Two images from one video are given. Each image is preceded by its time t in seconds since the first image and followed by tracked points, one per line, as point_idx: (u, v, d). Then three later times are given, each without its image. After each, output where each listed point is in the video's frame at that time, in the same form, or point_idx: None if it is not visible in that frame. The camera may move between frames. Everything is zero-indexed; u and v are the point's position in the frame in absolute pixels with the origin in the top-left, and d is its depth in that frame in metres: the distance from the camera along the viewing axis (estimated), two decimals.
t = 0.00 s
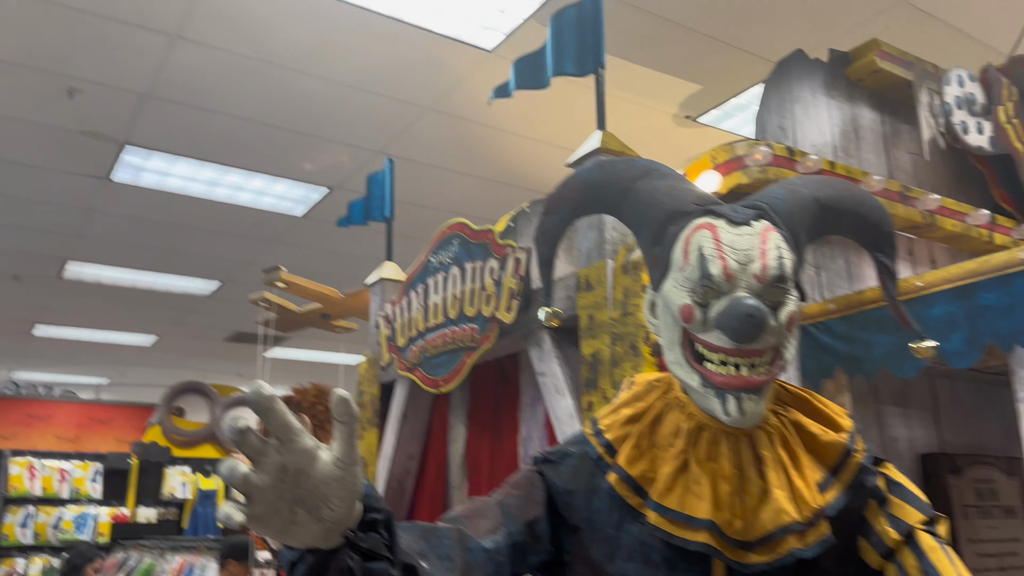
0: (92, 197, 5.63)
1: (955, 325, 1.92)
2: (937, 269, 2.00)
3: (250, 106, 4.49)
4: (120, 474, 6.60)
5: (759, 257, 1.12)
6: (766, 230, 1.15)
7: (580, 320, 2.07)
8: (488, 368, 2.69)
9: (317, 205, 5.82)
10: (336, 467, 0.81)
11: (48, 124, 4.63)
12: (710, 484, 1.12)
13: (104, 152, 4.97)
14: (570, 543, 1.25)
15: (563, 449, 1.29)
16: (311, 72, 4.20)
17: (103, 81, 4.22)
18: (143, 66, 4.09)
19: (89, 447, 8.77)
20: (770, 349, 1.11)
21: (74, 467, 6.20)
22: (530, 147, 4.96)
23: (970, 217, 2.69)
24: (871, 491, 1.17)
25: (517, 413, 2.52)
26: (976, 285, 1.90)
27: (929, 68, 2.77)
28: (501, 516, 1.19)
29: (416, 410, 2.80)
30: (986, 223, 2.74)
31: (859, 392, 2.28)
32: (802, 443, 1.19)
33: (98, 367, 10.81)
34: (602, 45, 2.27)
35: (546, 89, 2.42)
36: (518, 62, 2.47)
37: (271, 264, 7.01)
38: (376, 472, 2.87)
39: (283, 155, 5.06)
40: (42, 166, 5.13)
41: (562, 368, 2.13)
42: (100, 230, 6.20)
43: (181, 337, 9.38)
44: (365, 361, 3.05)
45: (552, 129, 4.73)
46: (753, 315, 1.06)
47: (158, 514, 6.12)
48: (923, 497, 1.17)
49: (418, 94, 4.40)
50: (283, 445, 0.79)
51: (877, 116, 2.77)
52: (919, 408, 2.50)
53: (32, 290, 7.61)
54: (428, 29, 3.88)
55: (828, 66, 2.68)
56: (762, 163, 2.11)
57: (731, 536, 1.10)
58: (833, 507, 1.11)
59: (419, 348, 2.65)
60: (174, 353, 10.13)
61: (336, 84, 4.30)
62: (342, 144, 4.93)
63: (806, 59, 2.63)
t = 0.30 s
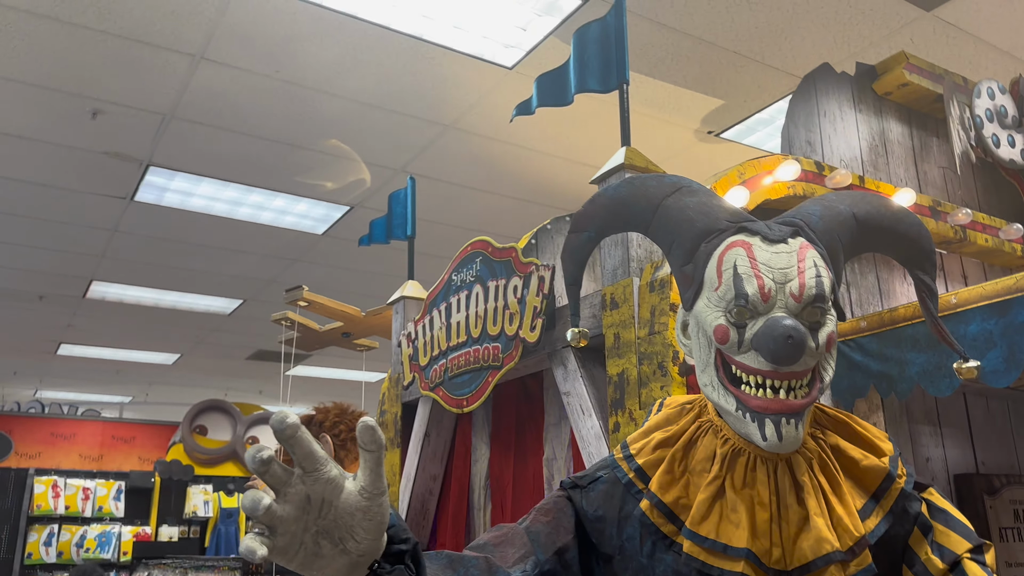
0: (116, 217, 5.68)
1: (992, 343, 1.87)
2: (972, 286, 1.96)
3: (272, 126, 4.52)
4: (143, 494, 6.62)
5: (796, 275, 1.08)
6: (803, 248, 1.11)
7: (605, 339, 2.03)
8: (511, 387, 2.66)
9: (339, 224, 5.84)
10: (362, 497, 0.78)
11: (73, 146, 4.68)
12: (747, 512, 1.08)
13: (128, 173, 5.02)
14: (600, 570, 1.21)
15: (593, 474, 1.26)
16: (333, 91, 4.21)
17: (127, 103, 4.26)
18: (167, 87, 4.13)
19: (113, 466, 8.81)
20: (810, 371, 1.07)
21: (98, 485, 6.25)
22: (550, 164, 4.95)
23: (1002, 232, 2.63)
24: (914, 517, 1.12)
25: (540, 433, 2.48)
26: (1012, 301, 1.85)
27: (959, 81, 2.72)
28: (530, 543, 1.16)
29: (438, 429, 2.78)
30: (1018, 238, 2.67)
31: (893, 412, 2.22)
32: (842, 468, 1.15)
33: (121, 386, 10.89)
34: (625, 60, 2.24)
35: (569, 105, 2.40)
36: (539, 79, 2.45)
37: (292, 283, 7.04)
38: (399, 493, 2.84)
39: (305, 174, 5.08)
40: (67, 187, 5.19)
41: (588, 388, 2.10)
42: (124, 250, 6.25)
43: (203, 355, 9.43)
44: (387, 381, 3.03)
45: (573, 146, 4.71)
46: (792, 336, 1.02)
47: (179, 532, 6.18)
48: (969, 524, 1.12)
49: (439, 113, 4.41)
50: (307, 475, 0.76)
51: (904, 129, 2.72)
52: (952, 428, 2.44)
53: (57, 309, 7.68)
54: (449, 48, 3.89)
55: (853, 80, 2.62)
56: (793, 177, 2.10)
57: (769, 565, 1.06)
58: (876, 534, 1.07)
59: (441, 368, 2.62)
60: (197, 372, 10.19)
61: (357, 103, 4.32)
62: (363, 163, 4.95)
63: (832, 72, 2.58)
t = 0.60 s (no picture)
0: (119, 228, 5.71)
1: (989, 347, 1.87)
2: (968, 289, 1.96)
3: (273, 136, 4.54)
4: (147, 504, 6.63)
5: (786, 279, 1.09)
6: (792, 252, 1.12)
7: (603, 345, 2.04)
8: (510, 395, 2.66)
9: (341, 233, 5.85)
10: (348, 505, 0.82)
11: (76, 157, 4.71)
12: (739, 516, 1.08)
13: (131, 184, 5.04)
14: None
15: (587, 479, 1.26)
16: (333, 101, 4.24)
17: (129, 114, 4.29)
18: (168, 97, 4.16)
19: (118, 477, 8.83)
20: (800, 375, 1.08)
21: (102, 496, 6.19)
22: (551, 172, 4.96)
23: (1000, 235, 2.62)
24: (907, 520, 1.12)
25: (540, 441, 2.49)
26: (1008, 305, 1.85)
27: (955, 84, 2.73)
28: (524, 549, 1.16)
29: (439, 436, 2.77)
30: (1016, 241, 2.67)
31: (892, 416, 2.22)
32: (834, 472, 1.15)
33: (127, 397, 10.91)
34: (621, 67, 2.25)
35: (566, 112, 2.41)
36: (537, 87, 2.46)
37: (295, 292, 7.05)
38: (399, 501, 2.84)
39: (306, 184, 5.10)
40: (70, 198, 5.21)
41: (586, 394, 2.10)
42: (127, 260, 6.28)
43: (207, 365, 9.45)
44: (388, 389, 3.03)
45: (574, 153, 4.72)
46: (781, 340, 1.03)
47: (185, 542, 6.25)
48: (961, 527, 1.13)
49: (439, 121, 4.42)
50: (295, 482, 0.82)
51: (900, 134, 2.78)
52: (952, 432, 2.45)
53: (62, 320, 7.71)
54: (448, 56, 3.90)
55: (850, 84, 2.63)
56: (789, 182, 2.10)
57: (761, 569, 1.06)
58: (869, 538, 1.07)
59: (441, 375, 2.63)
60: (201, 382, 10.20)
61: (357, 112, 4.33)
62: (364, 172, 4.96)
63: (829, 78, 2.60)
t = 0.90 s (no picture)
0: (117, 244, 5.75)
1: (961, 358, 1.90)
2: (941, 301, 1.99)
3: (266, 152, 4.58)
4: (147, 517, 6.67)
5: (737, 300, 1.12)
6: (745, 274, 1.15)
7: (582, 359, 2.06)
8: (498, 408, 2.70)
9: (336, 246, 5.89)
10: (297, 524, 1.19)
11: (72, 175, 4.76)
12: (696, 531, 1.11)
13: (127, 200, 5.09)
14: None
15: (553, 495, 1.29)
16: (326, 117, 4.28)
17: (124, 132, 4.34)
18: (162, 115, 4.20)
19: (119, 490, 8.86)
20: (753, 393, 1.11)
21: (104, 509, 6.24)
22: (543, 183, 4.99)
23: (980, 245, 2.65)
24: (861, 534, 1.15)
25: (523, 454, 2.52)
26: (980, 317, 1.88)
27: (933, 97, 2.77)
28: (489, 565, 1.19)
29: (427, 450, 2.79)
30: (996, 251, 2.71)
31: (871, 427, 2.25)
32: (790, 486, 1.18)
33: (127, 410, 10.94)
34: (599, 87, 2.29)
35: (547, 130, 2.45)
36: (518, 105, 2.50)
37: (292, 305, 7.09)
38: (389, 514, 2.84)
39: (301, 198, 5.14)
40: (67, 215, 5.26)
41: (566, 408, 2.13)
42: (125, 275, 6.32)
43: (207, 378, 9.48)
44: (377, 403, 3.07)
45: (565, 165, 4.76)
46: (730, 360, 1.06)
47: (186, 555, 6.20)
48: (915, 540, 1.16)
49: (430, 135, 4.46)
50: (255, 507, 1.19)
51: (880, 146, 2.77)
52: (933, 441, 2.47)
53: (61, 335, 7.75)
54: (438, 72, 3.95)
55: (828, 99, 2.66)
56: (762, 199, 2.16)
57: None
58: (822, 552, 1.10)
59: (428, 390, 2.66)
60: (201, 394, 10.23)
61: (350, 127, 4.38)
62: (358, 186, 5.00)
63: (807, 93, 2.63)
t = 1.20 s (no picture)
0: (121, 256, 5.83)
1: (932, 360, 1.92)
2: (912, 303, 2.02)
3: (264, 164, 4.65)
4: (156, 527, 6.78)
5: (681, 306, 1.15)
6: (690, 280, 1.19)
7: (560, 364, 2.10)
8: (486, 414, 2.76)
9: (337, 255, 5.95)
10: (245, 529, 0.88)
11: (75, 190, 4.84)
12: (644, 531, 1.15)
13: (129, 213, 5.16)
14: None
15: (513, 498, 1.33)
16: (321, 129, 4.34)
17: (124, 146, 4.41)
18: (161, 129, 4.27)
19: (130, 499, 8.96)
20: (697, 396, 1.15)
21: (116, 518, 6.33)
22: (539, 190, 5.03)
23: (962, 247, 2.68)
24: (809, 533, 1.18)
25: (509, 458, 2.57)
26: (949, 319, 1.90)
27: (913, 100, 2.79)
28: (448, 567, 1.22)
29: (417, 457, 2.82)
30: (979, 252, 2.72)
31: (847, 427, 2.29)
32: (739, 486, 1.21)
33: (138, 420, 11.05)
34: (575, 96, 2.32)
35: (528, 139, 2.49)
36: (499, 115, 2.54)
37: (297, 313, 7.15)
38: (382, 520, 2.89)
39: (300, 209, 5.20)
40: (72, 229, 5.34)
41: (546, 413, 2.17)
42: (130, 287, 6.40)
43: (215, 387, 9.56)
44: (370, 410, 3.11)
45: (559, 171, 4.79)
46: (672, 364, 1.10)
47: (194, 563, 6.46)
48: (861, 538, 1.19)
49: (425, 144, 4.51)
50: (192, 510, 0.87)
51: (862, 149, 2.79)
52: (915, 442, 2.48)
53: (70, 347, 7.85)
54: (430, 82, 4.00)
55: (808, 103, 2.68)
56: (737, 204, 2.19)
57: None
58: (766, 551, 1.13)
59: (416, 397, 2.70)
60: (211, 404, 10.32)
61: (345, 138, 4.44)
62: (356, 196, 5.06)
63: (787, 97, 2.65)
